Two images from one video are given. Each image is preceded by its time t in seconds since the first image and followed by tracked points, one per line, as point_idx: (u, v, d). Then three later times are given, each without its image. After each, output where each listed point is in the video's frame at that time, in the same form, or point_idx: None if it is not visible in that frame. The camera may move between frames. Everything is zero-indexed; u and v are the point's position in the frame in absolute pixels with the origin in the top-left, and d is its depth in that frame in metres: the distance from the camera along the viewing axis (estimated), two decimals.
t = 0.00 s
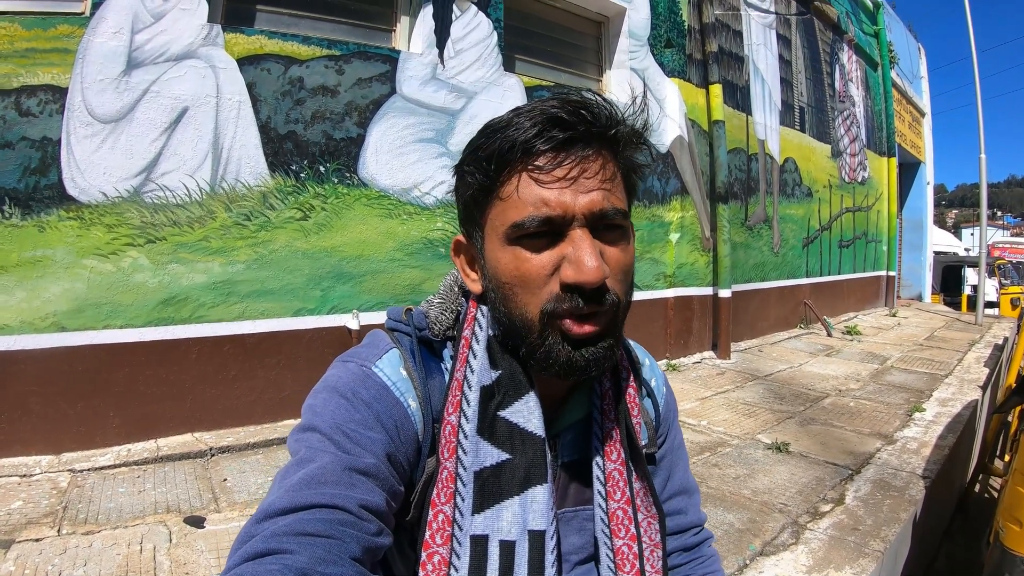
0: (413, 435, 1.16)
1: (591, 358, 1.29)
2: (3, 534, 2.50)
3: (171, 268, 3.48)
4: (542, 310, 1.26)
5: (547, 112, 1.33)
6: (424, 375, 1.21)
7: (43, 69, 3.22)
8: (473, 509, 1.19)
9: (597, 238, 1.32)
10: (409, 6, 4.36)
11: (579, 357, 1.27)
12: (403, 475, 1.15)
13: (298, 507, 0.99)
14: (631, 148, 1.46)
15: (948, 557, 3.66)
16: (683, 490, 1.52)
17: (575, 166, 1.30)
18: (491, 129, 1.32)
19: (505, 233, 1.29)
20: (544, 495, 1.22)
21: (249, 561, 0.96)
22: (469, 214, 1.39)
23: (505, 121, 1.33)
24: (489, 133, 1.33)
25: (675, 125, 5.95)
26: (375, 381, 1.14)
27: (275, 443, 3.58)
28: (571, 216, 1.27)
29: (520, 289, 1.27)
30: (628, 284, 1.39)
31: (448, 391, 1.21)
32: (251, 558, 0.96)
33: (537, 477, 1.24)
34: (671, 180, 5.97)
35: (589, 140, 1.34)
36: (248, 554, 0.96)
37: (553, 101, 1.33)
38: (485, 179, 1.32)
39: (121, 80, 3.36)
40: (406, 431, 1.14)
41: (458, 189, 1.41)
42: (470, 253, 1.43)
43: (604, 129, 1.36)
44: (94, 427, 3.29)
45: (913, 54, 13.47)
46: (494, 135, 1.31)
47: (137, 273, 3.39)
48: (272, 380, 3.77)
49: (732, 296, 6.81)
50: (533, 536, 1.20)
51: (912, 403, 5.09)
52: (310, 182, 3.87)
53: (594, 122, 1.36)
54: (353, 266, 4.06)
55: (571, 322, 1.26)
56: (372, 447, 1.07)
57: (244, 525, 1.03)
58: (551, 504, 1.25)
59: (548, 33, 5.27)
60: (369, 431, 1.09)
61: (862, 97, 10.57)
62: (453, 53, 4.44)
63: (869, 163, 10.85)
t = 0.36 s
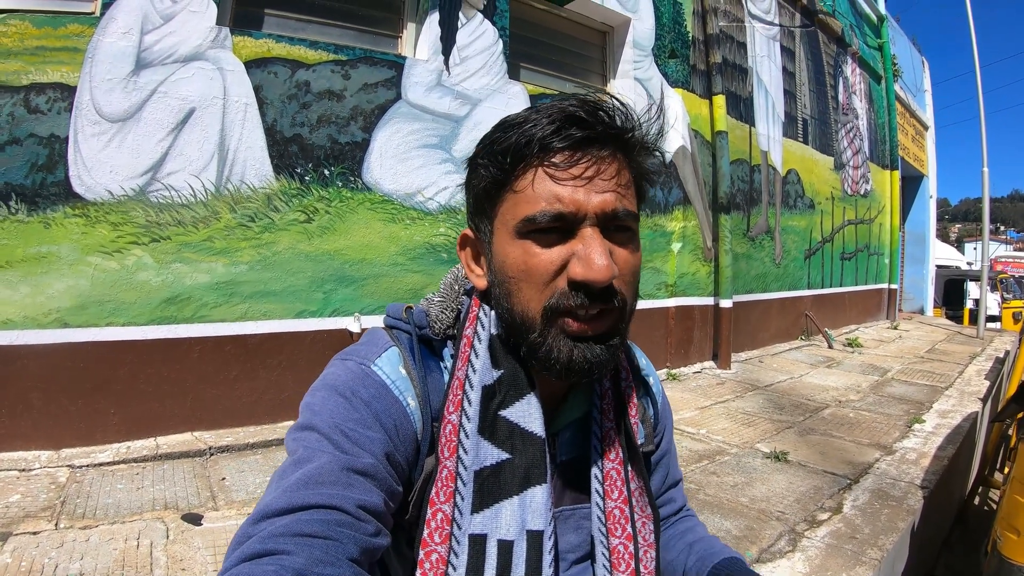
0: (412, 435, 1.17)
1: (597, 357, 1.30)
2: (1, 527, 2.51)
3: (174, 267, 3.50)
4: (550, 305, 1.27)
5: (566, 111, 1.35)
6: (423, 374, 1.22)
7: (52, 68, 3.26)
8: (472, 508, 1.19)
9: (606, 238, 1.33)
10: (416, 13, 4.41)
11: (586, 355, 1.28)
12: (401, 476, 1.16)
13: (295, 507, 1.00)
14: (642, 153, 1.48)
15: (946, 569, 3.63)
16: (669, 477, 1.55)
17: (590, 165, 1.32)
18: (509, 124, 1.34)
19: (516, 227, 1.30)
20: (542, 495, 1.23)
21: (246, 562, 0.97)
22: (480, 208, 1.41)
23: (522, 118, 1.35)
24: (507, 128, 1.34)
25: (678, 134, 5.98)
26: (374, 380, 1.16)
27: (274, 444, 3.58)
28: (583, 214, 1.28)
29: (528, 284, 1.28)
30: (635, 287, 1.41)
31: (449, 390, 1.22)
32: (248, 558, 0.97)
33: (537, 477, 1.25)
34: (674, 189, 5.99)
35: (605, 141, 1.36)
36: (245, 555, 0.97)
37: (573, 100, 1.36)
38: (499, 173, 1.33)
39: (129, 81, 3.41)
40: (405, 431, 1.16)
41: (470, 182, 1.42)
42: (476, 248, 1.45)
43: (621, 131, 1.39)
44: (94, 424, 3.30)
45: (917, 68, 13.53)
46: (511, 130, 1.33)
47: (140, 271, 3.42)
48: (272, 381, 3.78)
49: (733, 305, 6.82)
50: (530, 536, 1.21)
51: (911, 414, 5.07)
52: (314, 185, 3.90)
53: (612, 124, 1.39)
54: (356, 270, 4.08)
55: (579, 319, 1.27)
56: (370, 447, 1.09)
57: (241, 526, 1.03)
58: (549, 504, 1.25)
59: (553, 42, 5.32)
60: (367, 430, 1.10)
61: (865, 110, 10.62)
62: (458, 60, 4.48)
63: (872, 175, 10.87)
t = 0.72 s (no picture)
0: (410, 441, 1.16)
1: (590, 371, 1.29)
2: (2, 533, 2.50)
3: (175, 272, 3.50)
4: (541, 320, 1.27)
5: (561, 122, 1.34)
6: (421, 380, 1.21)
7: (52, 74, 3.27)
8: (470, 516, 1.18)
9: (600, 252, 1.32)
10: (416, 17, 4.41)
11: (579, 370, 1.28)
12: (399, 482, 1.15)
13: (291, 513, 0.99)
14: (641, 162, 1.46)
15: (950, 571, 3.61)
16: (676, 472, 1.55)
17: (584, 178, 1.30)
18: (503, 133, 1.34)
19: (509, 240, 1.30)
20: (542, 502, 1.23)
21: (241, 568, 0.97)
22: (475, 217, 1.41)
23: (517, 127, 1.34)
24: (501, 138, 1.34)
25: (678, 137, 5.97)
26: (371, 387, 1.15)
27: (275, 449, 3.58)
28: (576, 229, 1.28)
29: (521, 298, 1.28)
30: (631, 300, 1.39)
31: (447, 397, 1.22)
32: (243, 564, 0.96)
33: (536, 484, 1.24)
34: (674, 192, 5.99)
35: (600, 152, 1.34)
36: (241, 560, 0.97)
37: (569, 110, 1.34)
38: (493, 184, 1.33)
39: (129, 86, 3.41)
40: (402, 437, 1.15)
41: (466, 190, 1.42)
42: (473, 255, 1.45)
43: (617, 142, 1.37)
44: (95, 429, 3.30)
45: (918, 69, 13.53)
46: (505, 139, 1.33)
47: (141, 277, 3.41)
48: (273, 386, 3.77)
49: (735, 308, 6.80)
50: (529, 543, 1.20)
51: (914, 416, 5.05)
52: (314, 190, 3.90)
53: (607, 134, 1.37)
54: (356, 274, 4.07)
55: (571, 335, 1.27)
56: (368, 453, 1.08)
57: (237, 531, 1.03)
58: (549, 511, 1.25)
59: (552, 45, 5.32)
60: (365, 436, 1.09)
61: (866, 111, 10.61)
62: (458, 63, 4.48)
63: (873, 176, 10.85)
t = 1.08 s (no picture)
0: (416, 446, 1.16)
1: (591, 374, 1.28)
2: (4, 537, 2.50)
3: (176, 275, 3.49)
4: (540, 324, 1.26)
5: (558, 124, 1.33)
6: (428, 385, 1.21)
7: (52, 76, 3.27)
8: (477, 520, 1.17)
9: (600, 255, 1.31)
10: (416, 18, 4.40)
11: (579, 373, 1.26)
12: (405, 486, 1.15)
13: (297, 518, 0.99)
14: (643, 163, 1.44)
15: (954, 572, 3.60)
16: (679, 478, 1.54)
17: (581, 180, 1.29)
18: (503, 138, 1.34)
19: (508, 244, 1.29)
20: (548, 506, 1.22)
21: (247, 573, 0.96)
22: (478, 222, 1.41)
23: (515, 131, 1.34)
24: (501, 142, 1.34)
25: (679, 138, 5.96)
26: (378, 391, 1.14)
27: (277, 451, 3.57)
28: (574, 231, 1.27)
29: (520, 302, 1.27)
30: (633, 303, 1.37)
31: (453, 401, 1.21)
32: (250, 570, 0.96)
33: (542, 489, 1.23)
34: (676, 192, 5.98)
35: (597, 154, 1.33)
36: (247, 565, 0.96)
37: (567, 112, 1.33)
38: (492, 189, 1.33)
39: (130, 88, 3.40)
40: (409, 441, 1.14)
41: (468, 195, 1.42)
42: (478, 259, 1.44)
43: (615, 144, 1.35)
44: (96, 432, 3.29)
45: (919, 68, 13.53)
46: (504, 143, 1.32)
47: (142, 279, 3.41)
48: (275, 389, 3.76)
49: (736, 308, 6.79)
50: (536, 547, 1.19)
51: (916, 417, 5.04)
52: (315, 192, 3.89)
53: (605, 136, 1.35)
54: (358, 276, 4.07)
55: (569, 338, 1.25)
56: (374, 458, 1.07)
57: (243, 536, 1.02)
58: (555, 515, 1.24)
59: (553, 46, 5.31)
60: (371, 441, 1.08)
61: (867, 111, 10.60)
62: (459, 65, 4.47)
63: (874, 176, 10.84)
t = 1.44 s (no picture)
0: (410, 452, 1.15)
1: (574, 377, 1.27)
2: (2, 539, 2.49)
3: (175, 276, 3.48)
4: (522, 327, 1.25)
5: (536, 127, 1.33)
6: (421, 391, 1.20)
7: (51, 76, 3.25)
8: (470, 525, 1.16)
9: (582, 257, 1.29)
10: (416, 18, 4.39)
11: (561, 376, 1.25)
12: (399, 492, 1.14)
13: (293, 525, 0.98)
14: (627, 163, 1.43)
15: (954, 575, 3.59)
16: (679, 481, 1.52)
17: (560, 182, 1.28)
18: (483, 143, 1.34)
19: (490, 248, 1.29)
20: (541, 510, 1.21)
21: None
22: (463, 228, 1.40)
23: (496, 136, 1.34)
24: (481, 147, 1.34)
25: (679, 138, 5.95)
26: (371, 398, 1.13)
27: (276, 453, 3.56)
28: (554, 233, 1.26)
29: (503, 306, 1.27)
30: (618, 304, 1.36)
31: (445, 406, 1.20)
32: None
33: (535, 492, 1.22)
34: (676, 193, 5.97)
35: (577, 156, 1.32)
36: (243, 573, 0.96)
37: (545, 115, 1.33)
38: (474, 194, 1.33)
39: (128, 88, 3.39)
40: (402, 447, 1.14)
41: (454, 202, 1.42)
42: (466, 266, 1.43)
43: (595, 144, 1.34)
44: (95, 433, 3.28)
45: (919, 69, 13.52)
46: (485, 149, 1.32)
47: (140, 280, 3.40)
48: (274, 390, 3.76)
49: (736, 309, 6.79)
50: (530, 551, 1.18)
51: (916, 419, 5.03)
52: (315, 193, 3.88)
53: (585, 137, 1.34)
54: (357, 277, 4.06)
55: (551, 341, 1.24)
56: (368, 464, 1.06)
57: (240, 544, 1.02)
58: (549, 518, 1.23)
59: (553, 46, 5.30)
60: (364, 447, 1.08)
61: (867, 112, 10.58)
62: (459, 65, 4.46)
63: (875, 177, 10.84)
